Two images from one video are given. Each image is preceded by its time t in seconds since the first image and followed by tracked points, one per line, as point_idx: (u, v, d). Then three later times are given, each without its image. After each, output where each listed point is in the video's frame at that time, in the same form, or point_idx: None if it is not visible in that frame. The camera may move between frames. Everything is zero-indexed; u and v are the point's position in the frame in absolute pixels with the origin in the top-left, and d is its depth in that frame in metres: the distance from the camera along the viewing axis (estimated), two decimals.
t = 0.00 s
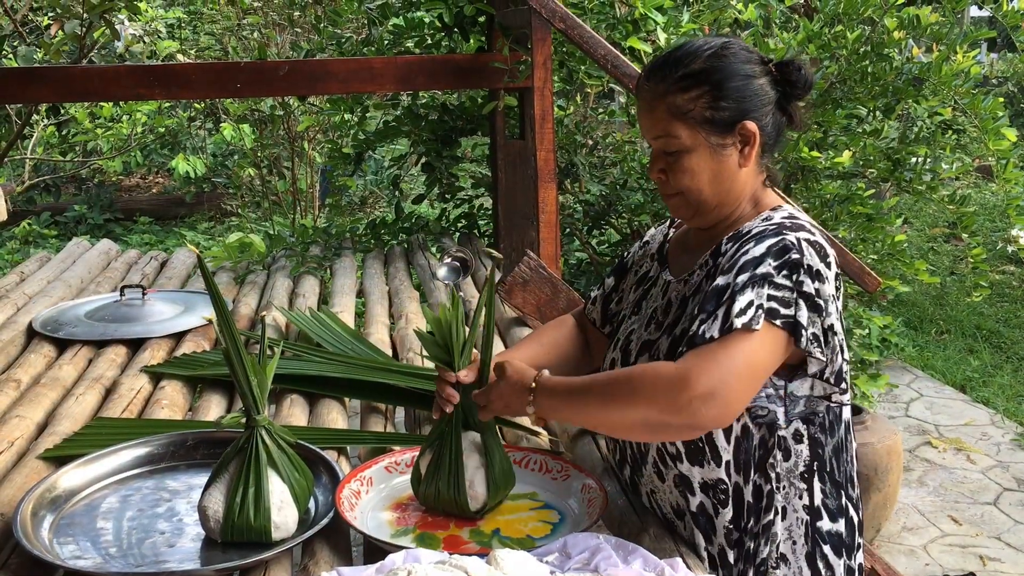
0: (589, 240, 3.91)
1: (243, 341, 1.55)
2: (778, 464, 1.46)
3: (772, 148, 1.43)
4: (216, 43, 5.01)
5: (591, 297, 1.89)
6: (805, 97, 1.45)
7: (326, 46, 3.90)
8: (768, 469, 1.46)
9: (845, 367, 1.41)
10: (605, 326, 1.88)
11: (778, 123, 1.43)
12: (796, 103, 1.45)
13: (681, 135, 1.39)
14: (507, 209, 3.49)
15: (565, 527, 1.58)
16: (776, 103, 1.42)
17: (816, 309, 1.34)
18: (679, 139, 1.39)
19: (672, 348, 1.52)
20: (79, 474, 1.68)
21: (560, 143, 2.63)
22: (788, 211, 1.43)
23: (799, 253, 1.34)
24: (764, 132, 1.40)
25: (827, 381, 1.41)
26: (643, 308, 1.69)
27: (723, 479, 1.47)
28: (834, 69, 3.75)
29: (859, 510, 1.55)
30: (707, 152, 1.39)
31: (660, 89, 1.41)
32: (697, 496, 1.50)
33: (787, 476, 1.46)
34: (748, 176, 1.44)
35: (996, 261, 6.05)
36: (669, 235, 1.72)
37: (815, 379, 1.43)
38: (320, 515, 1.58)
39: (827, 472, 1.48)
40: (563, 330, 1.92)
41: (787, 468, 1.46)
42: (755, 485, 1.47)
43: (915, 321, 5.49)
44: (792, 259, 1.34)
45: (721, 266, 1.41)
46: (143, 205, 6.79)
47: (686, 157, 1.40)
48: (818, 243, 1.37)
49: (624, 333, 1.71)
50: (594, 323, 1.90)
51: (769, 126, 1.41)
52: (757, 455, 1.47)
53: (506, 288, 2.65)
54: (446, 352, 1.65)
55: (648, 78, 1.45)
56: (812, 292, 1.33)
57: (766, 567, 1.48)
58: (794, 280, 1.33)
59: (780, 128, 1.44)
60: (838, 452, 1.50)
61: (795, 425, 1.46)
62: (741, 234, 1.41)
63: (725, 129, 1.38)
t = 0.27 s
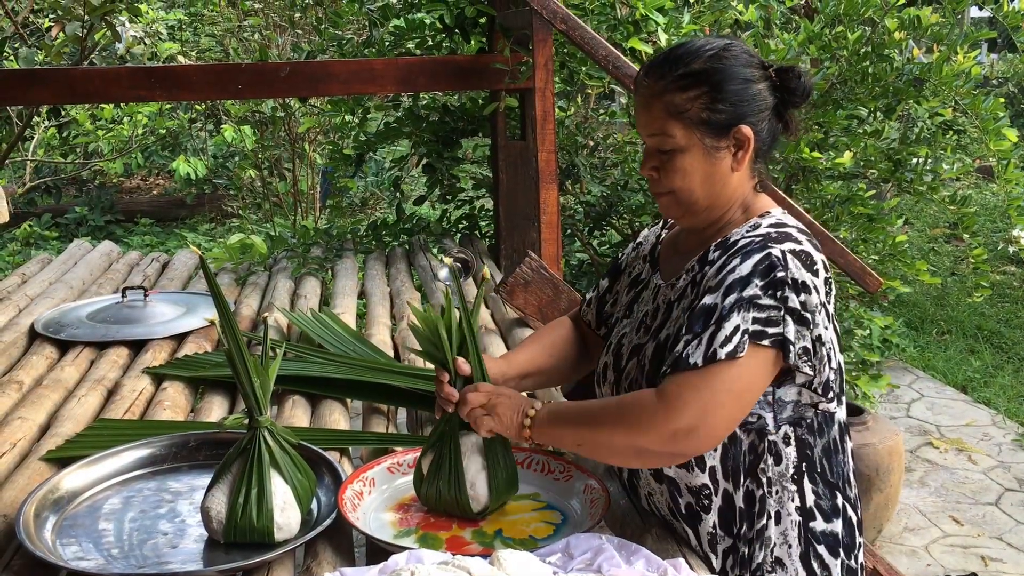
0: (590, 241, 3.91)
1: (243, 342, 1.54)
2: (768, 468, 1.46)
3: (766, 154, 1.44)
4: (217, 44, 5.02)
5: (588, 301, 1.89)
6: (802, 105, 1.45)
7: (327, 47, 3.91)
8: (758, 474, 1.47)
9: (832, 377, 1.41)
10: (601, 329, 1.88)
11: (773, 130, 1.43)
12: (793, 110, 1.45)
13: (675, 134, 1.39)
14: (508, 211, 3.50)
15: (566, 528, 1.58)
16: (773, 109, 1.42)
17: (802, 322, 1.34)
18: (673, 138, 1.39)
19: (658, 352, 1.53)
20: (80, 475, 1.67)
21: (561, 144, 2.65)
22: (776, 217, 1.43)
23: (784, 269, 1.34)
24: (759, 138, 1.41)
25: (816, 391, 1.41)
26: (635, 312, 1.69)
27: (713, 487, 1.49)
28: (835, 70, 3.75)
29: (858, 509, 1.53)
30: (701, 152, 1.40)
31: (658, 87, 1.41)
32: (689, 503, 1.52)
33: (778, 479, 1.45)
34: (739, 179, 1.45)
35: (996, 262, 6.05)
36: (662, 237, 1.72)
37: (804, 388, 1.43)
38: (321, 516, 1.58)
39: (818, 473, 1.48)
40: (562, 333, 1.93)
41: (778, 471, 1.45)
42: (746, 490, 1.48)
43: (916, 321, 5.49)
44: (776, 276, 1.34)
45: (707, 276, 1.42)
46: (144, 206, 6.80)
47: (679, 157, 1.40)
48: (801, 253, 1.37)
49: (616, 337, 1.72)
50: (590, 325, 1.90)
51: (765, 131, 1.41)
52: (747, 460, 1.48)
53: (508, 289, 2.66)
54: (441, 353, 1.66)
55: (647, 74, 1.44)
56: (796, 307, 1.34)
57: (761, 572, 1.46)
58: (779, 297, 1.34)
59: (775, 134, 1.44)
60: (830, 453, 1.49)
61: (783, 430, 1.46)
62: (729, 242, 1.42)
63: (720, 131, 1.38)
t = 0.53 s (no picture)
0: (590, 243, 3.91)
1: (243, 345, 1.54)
2: (758, 473, 1.46)
3: (752, 162, 1.44)
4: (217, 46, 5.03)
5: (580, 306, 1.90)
6: (791, 114, 1.46)
7: (326, 49, 3.91)
8: (747, 479, 1.46)
9: (813, 383, 1.40)
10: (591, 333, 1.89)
11: (761, 138, 1.43)
12: (781, 119, 1.46)
13: (662, 138, 1.39)
14: (507, 213, 3.50)
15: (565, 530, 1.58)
16: (761, 117, 1.42)
17: (781, 330, 1.34)
18: (660, 142, 1.39)
19: (640, 359, 1.54)
20: (78, 478, 1.67)
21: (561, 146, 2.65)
22: (756, 223, 1.42)
23: (760, 279, 1.34)
24: (745, 146, 1.41)
25: (799, 397, 1.41)
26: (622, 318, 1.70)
27: (701, 491, 1.49)
28: (834, 71, 3.76)
29: (854, 510, 1.53)
30: (687, 158, 1.40)
31: (647, 90, 1.41)
32: (675, 508, 1.53)
33: (767, 483, 1.46)
34: (723, 186, 1.45)
35: (996, 263, 6.05)
36: (648, 242, 1.72)
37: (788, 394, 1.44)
38: (320, 519, 1.58)
39: (810, 476, 1.48)
40: (557, 336, 1.93)
41: (768, 476, 1.46)
42: (736, 495, 1.48)
43: (916, 322, 5.49)
44: (752, 287, 1.34)
45: (687, 287, 1.42)
46: (144, 208, 6.79)
47: (665, 162, 1.40)
48: (778, 259, 1.36)
49: (604, 343, 1.73)
50: (582, 330, 1.91)
51: (752, 139, 1.41)
52: (734, 466, 1.48)
53: (507, 291, 2.66)
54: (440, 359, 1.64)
55: (637, 77, 1.44)
56: (773, 316, 1.33)
57: None
58: (756, 307, 1.33)
59: (762, 142, 1.44)
60: (821, 455, 1.49)
61: (771, 434, 1.46)
62: (709, 250, 1.42)
63: (707, 138, 1.38)
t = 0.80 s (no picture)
0: (590, 244, 3.92)
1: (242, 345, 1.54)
2: (751, 476, 1.47)
3: (745, 168, 1.45)
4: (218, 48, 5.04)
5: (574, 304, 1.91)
6: (784, 121, 1.47)
7: (327, 50, 3.91)
8: (741, 483, 1.47)
9: (802, 389, 1.40)
10: (585, 333, 1.91)
11: (754, 145, 1.44)
12: (774, 126, 1.46)
13: (657, 144, 1.39)
14: (508, 215, 3.51)
15: (566, 530, 1.58)
16: (754, 124, 1.42)
17: (771, 334, 1.34)
18: (654, 148, 1.40)
19: (631, 363, 1.54)
20: (79, 479, 1.67)
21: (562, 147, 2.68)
22: (745, 227, 1.43)
23: (748, 284, 1.34)
24: (739, 152, 1.41)
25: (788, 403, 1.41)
26: (616, 322, 1.70)
27: (695, 494, 1.50)
28: (834, 72, 3.76)
29: (852, 510, 1.54)
30: (681, 164, 1.40)
31: (642, 94, 1.41)
32: (670, 510, 1.53)
33: (762, 486, 1.47)
34: (716, 193, 1.46)
35: (996, 264, 6.05)
36: (641, 244, 1.73)
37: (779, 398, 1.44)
38: (321, 519, 1.58)
39: (805, 477, 1.48)
40: (553, 333, 1.94)
41: (761, 478, 1.47)
42: (729, 498, 1.48)
43: (916, 323, 5.49)
44: (741, 292, 1.33)
45: (677, 293, 1.42)
46: (145, 209, 6.79)
47: (659, 168, 1.41)
48: (766, 263, 1.36)
49: (597, 346, 1.73)
50: (576, 330, 1.92)
51: (745, 146, 1.42)
52: (728, 469, 1.48)
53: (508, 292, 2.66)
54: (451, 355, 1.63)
55: (633, 81, 1.44)
56: (764, 321, 1.33)
57: None
58: (745, 313, 1.33)
59: (756, 149, 1.45)
60: (816, 456, 1.49)
61: (763, 437, 1.46)
62: (699, 254, 1.42)
63: (702, 146, 1.38)
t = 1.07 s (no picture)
0: (590, 244, 3.92)
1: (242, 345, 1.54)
2: (749, 479, 1.46)
3: (749, 170, 1.45)
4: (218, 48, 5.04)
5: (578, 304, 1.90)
6: (789, 122, 1.46)
7: (327, 50, 3.91)
8: (739, 485, 1.46)
9: (802, 394, 1.40)
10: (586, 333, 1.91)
11: (759, 147, 1.43)
12: (780, 128, 1.46)
13: (664, 145, 1.39)
14: (508, 215, 3.51)
15: (566, 530, 1.58)
16: (760, 126, 1.42)
17: (773, 340, 1.34)
18: (661, 149, 1.39)
19: (630, 364, 1.54)
20: (78, 479, 1.67)
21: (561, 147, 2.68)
22: (748, 230, 1.42)
23: (752, 289, 1.33)
24: (745, 154, 1.41)
25: (788, 407, 1.41)
26: (614, 322, 1.70)
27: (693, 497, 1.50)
28: (834, 72, 3.76)
29: (850, 510, 1.53)
30: (688, 165, 1.40)
31: (650, 94, 1.40)
32: (668, 511, 1.54)
33: (760, 488, 1.46)
34: (720, 195, 1.45)
35: (996, 264, 6.05)
36: (640, 243, 1.73)
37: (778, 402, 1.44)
38: (321, 519, 1.58)
39: (803, 479, 1.48)
40: (554, 334, 1.94)
41: (760, 481, 1.46)
42: (727, 500, 1.48)
43: (916, 323, 5.48)
44: (745, 297, 1.33)
45: (679, 295, 1.41)
46: (145, 209, 6.79)
47: (665, 169, 1.40)
48: (770, 268, 1.36)
49: (596, 346, 1.73)
50: (578, 330, 1.92)
51: (751, 148, 1.42)
52: (726, 471, 1.47)
53: (508, 292, 2.65)
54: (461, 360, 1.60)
55: (641, 80, 1.43)
56: (766, 327, 1.33)
57: None
58: (748, 318, 1.33)
59: (759, 151, 1.45)
60: (814, 457, 1.49)
61: (762, 440, 1.46)
62: (701, 257, 1.42)
63: (709, 148, 1.38)
